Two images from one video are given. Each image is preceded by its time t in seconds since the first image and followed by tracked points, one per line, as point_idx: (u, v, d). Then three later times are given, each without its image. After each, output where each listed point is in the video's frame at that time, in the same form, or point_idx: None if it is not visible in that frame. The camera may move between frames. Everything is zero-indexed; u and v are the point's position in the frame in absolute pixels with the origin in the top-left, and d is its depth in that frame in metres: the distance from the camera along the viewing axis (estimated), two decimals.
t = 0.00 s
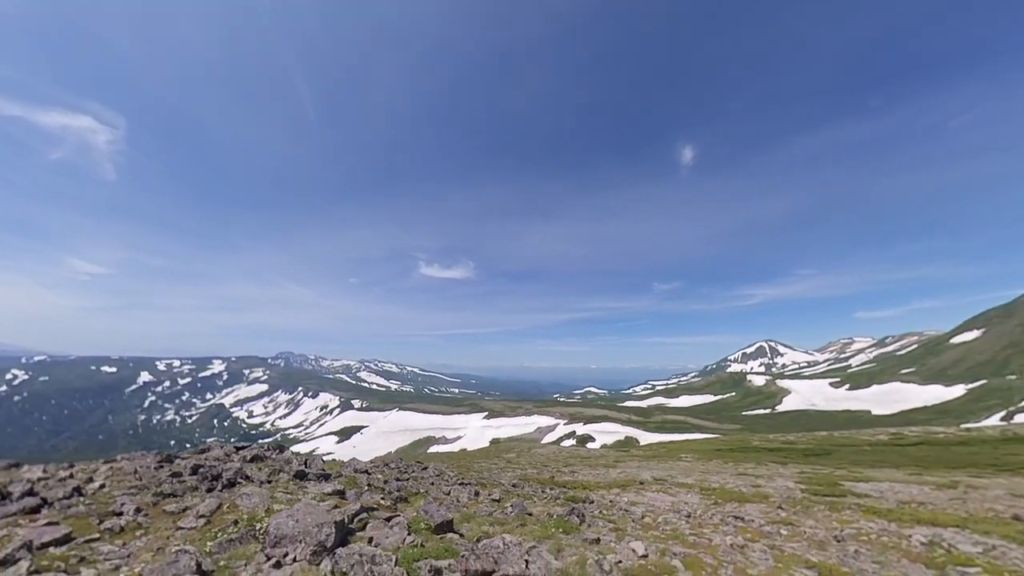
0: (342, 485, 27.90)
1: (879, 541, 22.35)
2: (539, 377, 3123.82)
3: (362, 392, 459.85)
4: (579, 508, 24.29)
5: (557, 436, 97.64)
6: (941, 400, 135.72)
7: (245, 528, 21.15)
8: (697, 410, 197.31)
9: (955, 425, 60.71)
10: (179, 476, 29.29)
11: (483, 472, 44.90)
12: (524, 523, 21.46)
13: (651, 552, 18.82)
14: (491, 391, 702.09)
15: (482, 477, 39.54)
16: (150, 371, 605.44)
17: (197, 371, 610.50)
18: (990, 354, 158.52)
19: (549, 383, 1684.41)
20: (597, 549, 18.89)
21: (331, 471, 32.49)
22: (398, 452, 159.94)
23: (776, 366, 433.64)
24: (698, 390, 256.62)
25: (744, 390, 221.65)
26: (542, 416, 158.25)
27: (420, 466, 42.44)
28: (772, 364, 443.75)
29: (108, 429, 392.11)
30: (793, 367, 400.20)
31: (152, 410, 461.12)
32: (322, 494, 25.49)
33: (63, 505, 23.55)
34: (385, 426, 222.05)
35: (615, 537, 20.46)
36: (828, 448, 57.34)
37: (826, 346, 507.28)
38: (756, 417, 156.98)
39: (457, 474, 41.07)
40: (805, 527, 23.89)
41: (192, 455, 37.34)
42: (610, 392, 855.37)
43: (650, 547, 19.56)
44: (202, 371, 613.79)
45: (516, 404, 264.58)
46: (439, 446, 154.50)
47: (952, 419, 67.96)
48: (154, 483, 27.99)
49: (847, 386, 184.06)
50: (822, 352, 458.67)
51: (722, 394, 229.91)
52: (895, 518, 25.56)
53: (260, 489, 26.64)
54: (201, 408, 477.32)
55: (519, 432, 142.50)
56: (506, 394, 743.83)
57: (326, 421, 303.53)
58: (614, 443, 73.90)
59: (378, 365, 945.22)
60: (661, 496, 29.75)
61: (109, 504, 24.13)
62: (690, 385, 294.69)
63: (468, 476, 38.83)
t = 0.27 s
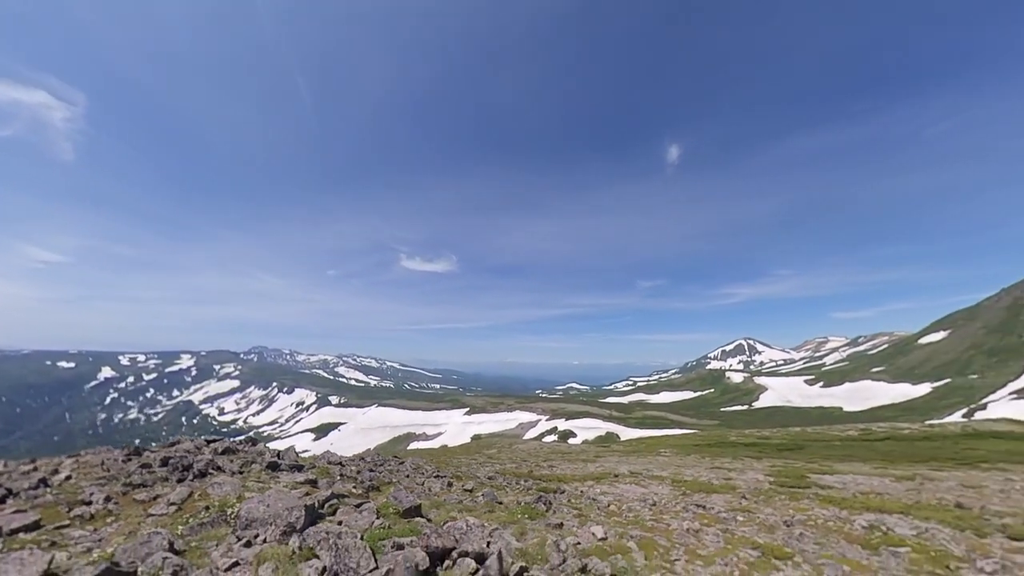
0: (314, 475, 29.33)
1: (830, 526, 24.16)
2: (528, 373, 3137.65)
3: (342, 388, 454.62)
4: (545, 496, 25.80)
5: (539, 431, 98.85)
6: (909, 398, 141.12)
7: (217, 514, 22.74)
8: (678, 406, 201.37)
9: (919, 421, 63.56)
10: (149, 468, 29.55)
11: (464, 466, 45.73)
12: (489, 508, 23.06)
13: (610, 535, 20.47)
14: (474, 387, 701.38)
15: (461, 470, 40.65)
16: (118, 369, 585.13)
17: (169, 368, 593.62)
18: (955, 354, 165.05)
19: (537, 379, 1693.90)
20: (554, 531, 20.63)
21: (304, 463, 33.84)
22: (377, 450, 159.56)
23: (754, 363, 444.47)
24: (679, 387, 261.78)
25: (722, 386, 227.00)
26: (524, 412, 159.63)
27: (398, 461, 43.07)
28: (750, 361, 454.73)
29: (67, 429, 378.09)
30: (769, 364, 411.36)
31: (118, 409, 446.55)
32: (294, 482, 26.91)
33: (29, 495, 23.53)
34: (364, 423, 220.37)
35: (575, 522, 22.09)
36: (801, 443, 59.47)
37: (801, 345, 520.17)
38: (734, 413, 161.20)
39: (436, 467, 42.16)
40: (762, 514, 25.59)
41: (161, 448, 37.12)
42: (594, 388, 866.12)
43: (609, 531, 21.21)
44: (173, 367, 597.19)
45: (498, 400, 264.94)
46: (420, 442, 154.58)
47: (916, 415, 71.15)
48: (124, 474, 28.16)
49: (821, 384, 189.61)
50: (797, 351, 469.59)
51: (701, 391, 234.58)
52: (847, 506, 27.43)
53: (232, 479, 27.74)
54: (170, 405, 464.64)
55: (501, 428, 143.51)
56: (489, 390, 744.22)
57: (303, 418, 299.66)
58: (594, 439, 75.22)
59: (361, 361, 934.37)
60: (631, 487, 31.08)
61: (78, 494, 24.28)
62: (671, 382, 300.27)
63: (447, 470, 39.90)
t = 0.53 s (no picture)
0: (285, 466, 31.33)
1: (783, 512, 26.48)
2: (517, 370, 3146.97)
3: (321, 385, 446.88)
4: (512, 485, 28.76)
5: (521, 427, 99.98)
6: (881, 393, 146.13)
7: (187, 499, 24.70)
8: (659, 401, 205.03)
9: (887, 415, 66.34)
10: (118, 460, 29.82)
11: (445, 461, 46.93)
12: (457, 495, 26.30)
13: (571, 518, 23.05)
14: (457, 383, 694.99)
15: (437, 464, 42.67)
16: (78, 369, 560.40)
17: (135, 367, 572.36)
18: (924, 352, 170.94)
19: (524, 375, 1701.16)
20: (511, 514, 23.72)
21: (274, 454, 35.50)
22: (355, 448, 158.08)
23: (733, 359, 454.02)
24: (660, 382, 266.48)
25: (702, 382, 232.10)
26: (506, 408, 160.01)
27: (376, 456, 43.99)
28: (730, 357, 464.36)
29: (19, 431, 359.80)
30: (747, 360, 421.17)
31: (78, 409, 427.69)
32: (264, 473, 28.97)
33: None
34: (343, 420, 217.08)
35: (539, 507, 24.73)
36: (775, 438, 61.64)
37: (780, 342, 528.55)
38: (713, 408, 165.02)
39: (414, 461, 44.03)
40: (723, 501, 27.80)
41: (127, 443, 36.79)
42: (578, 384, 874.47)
43: (570, 516, 23.74)
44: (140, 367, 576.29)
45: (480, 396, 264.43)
46: (401, 439, 153.99)
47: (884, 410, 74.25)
48: (91, 466, 28.38)
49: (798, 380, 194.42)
50: (775, 349, 477.58)
51: (682, 387, 238.00)
52: (804, 494, 29.66)
53: (202, 469, 29.19)
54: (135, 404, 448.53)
55: (484, 425, 143.97)
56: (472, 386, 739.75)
57: (278, 416, 293.47)
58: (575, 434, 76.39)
59: (341, 358, 917.36)
60: (602, 477, 32.87)
61: (45, 484, 24.52)
62: (652, 377, 305.26)
63: (424, 464, 41.95)
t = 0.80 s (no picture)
0: (253, 459, 30.86)
1: (734, 503, 27.79)
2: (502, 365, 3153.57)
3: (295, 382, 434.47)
4: (480, 477, 29.51)
5: (501, 425, 100.08)
6: (850, 393, 151.45)
7: (152, 490, 24.41)
8: (638, 400, 207.87)
9: (855, 414, 68.79)
10: (77, 455, 29.02)
11: (422, 459, 47.00)
12: (423, 486, 27.06)
13: (529, 507, 23.67)
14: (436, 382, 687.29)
15: (413, 461, 42.89)
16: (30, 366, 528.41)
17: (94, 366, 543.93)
18: (891, 353, 177.54)
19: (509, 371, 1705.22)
20: (470, 501, 24.56)
21: (241, 449, 34.69)
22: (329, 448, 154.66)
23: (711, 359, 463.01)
24: (640, 381, 270.33)
25: (681, 381, 236.52)
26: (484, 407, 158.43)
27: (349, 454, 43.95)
28: (708, 357, 473.54)
29: None
30: (725, 360, 430.37)
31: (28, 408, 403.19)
32: (231, 465, 28.52)
33: None
34: (316, 419, 211.47)
35: (501, 497, 25.32)
36: (749, 435, 63.25)
37: (756, 343, 540.47)
38: (691, 407, 168.29)
39: (389, 459, 44.13)
40: (682, 495, 28.96)
41: (86, 438, 35.41)
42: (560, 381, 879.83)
43: (531, 505, 24.35)
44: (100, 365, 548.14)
45: (458, 394, 261.49)
46: (377, 438, 151.65)
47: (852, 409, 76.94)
48: (48, 462, 27.62)
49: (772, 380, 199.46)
50: (751, 349, 488.13)
51: (660, 386, 241.17)
52: (759, 488, 31.31)
53: (168, 463, 28.52)
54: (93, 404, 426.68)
55: (463, 423, 142.82)
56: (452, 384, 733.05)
57: (247, 415, 283.76)
58: (554, 432, 76.65)
59: (317, 355, 893.43)
60: (569, 473, 34.03)
61: None
62: (632, 376, 309.26)
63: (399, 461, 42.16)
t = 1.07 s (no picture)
0: (221, 453, 28.71)
1: (687, 493, 26.21)
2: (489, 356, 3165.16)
3: (268, 380, 422.25)
4: (448, 472, 28.30)
5: (482, 423, 99.99)
6: (822, 389, 156.58)
7: (114, 482, 22.45)
8: (618, 396, 210.92)
9: (827, 409, 70.86)
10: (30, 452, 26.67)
11: (398, 455, 46.18)
12: (390, 478, 25.78)
13: (491, 496, 22.58)
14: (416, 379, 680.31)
15: (388, 457, 41.96)
16: None
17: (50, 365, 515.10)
18: (860, 352, 184.05)
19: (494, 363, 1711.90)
20: (433, 490, 23.36)
21: (207, 445, 32.14)
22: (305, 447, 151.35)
23: (690, 357, 473.52)
24: (620, 377, 274.31)
25: (660, 377, 241.10)
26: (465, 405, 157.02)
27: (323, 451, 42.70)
28: (687, 355, 483.31)
29: None
30: (703, 357, 440.60)
31: None
32: (198, 459, 26.35)
33: None
34: (291, 418, 206.65)
35: (466, 488, 24.13)
36: (726, 431, 64.38)
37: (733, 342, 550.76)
38: (669, 403, 171.55)
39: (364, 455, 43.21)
40: (639, 487, 27.38)
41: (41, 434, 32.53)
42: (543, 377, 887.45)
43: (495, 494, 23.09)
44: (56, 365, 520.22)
45: (439, 392, 259.66)
46: (355, 436, 149.21)
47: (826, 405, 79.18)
48: None
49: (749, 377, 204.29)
50: (729, 347, 500.75)
51: (641, 383, 244.70)
52: (720, 482, 30.45)
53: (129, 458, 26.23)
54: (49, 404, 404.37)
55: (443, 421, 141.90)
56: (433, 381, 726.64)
57: (217, 414, 274.28)
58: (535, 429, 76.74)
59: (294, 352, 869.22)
60: (540, 467, 33.59)
61: None
62: (613, 373, 313.62)
63: (374, 457, 41.13)
